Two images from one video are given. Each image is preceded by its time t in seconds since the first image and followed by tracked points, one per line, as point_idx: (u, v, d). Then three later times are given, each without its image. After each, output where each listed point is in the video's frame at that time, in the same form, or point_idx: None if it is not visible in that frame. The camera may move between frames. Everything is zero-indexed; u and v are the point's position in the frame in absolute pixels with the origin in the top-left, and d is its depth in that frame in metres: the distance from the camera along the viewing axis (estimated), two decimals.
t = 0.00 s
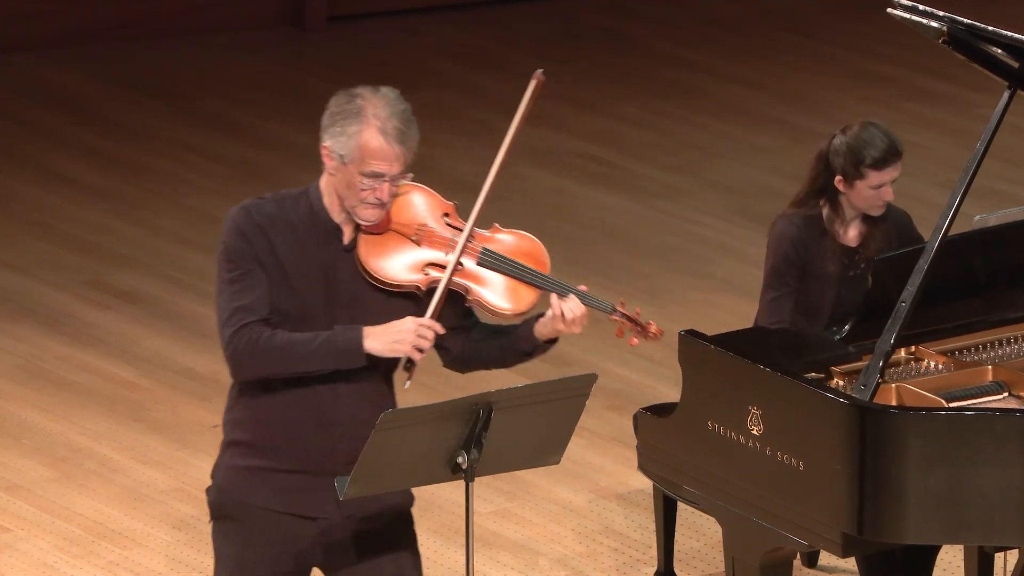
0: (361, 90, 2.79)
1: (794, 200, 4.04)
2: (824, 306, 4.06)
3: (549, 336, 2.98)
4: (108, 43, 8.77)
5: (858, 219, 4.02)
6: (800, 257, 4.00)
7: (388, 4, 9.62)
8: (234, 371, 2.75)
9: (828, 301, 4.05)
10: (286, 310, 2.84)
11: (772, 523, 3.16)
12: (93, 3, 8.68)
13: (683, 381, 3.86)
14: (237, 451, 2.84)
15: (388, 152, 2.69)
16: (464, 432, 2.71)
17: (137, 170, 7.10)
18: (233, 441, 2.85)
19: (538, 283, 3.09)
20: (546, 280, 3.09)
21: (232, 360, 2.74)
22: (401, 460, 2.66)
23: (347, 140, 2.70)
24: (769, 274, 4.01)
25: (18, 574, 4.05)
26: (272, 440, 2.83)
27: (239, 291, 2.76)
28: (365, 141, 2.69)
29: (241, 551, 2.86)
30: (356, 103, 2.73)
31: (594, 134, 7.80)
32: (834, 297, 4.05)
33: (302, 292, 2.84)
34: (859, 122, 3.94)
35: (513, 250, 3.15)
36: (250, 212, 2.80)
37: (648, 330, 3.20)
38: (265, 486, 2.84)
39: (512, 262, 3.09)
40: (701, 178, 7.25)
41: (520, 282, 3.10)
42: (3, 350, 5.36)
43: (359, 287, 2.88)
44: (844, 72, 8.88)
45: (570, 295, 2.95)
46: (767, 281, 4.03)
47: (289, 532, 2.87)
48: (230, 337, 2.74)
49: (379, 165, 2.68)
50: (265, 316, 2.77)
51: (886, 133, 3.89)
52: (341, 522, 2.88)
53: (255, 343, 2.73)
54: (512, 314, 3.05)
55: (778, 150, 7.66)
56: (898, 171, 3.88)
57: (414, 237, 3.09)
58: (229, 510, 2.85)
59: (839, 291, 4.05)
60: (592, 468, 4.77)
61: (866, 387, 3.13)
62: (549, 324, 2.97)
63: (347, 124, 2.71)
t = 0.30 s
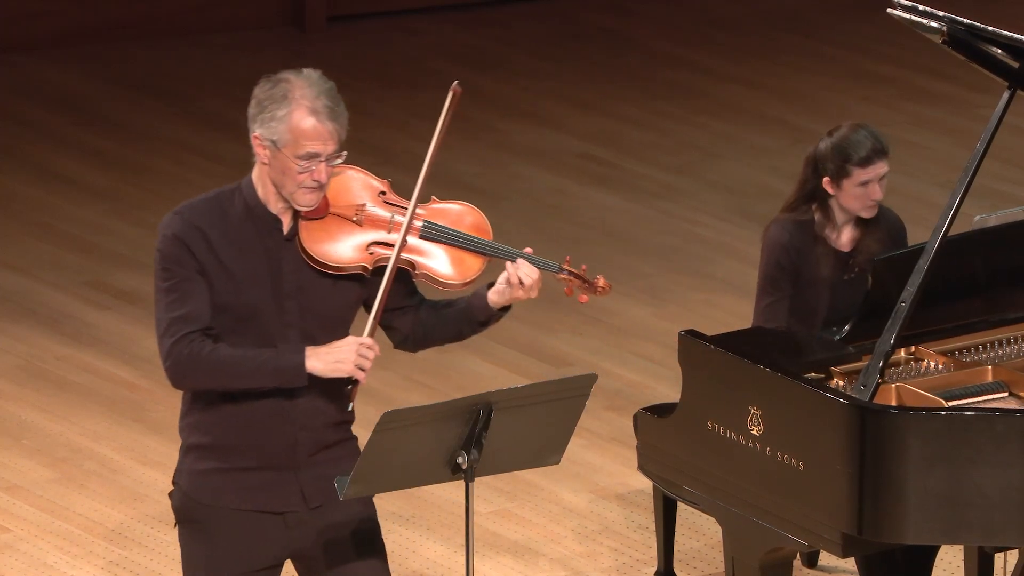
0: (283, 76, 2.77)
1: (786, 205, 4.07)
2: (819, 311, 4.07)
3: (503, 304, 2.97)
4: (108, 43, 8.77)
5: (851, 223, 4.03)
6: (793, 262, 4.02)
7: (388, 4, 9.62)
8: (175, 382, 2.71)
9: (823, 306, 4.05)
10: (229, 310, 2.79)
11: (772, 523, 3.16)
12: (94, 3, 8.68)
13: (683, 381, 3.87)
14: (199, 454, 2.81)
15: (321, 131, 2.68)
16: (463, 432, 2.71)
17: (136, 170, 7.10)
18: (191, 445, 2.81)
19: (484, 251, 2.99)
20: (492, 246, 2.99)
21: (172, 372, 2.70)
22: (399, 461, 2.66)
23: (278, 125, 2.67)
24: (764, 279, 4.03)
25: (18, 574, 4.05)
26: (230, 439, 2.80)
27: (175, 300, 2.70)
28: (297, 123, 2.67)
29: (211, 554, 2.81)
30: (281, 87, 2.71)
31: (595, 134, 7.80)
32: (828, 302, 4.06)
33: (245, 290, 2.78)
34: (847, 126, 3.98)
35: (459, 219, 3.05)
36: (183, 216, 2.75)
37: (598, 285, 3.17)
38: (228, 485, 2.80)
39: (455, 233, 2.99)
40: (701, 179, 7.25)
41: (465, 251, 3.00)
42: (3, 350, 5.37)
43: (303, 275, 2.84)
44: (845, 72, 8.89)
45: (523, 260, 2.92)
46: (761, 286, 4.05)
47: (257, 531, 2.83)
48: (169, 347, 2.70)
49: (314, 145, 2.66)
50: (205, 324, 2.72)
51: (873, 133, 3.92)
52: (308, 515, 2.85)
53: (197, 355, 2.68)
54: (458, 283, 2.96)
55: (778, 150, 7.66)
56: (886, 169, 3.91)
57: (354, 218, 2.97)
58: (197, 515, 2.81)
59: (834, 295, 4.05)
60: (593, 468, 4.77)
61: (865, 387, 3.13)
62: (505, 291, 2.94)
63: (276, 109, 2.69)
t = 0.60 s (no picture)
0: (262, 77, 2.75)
1: (768, 211, 4.06)
2: (810, 315, 4.05)
3: (487, 299, 2.95)
4: (108, 43, 8.77)
5: (835, 225, 4.03)
6: (780, 266, 4.00)
7: (387, 4, 9.62)
8: (146, 392, 2.70)
9: (812, 309, 4.03)
10: (209, 316, 2.76)
11: (772, 523, 3.16)
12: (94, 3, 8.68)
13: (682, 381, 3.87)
14: (187, 458, 2.80)
15: (302, 132, 2.66)
16: (464, 432, 2.71)
17: (136, 170, 7.10)
18: (178, 449, 2.81)
19: (466, 246, 3.00)
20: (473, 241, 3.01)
21: (144, 381, 2.68)
22: (397, 462, 2.66)
23: (258, 126, 2.66)
24: (753, 284, 4.01)
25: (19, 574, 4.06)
26: (218, 441, 2.79)
27: (151, 308, 2.69)
28: (277, 124, 2.65)
29: (199, 558, 2.79)
30: (261, 88, 2.69)
31: (595, 134, 7.80)
32: (817, 305, 4.04)
33: (225, 295, 2.76)
34: (822, 129, 3.99)
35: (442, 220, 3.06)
36: (164, 221, 2.73)
37: (579, 279, 3.12)
38: (215, 488, 2.79)
39: (436, 229, 3.00)
40: (700, 179, 7.25)
41: (447, 247, 3.01)
42: (3, 350, 5.37)
43: (285, 276, 2.81)
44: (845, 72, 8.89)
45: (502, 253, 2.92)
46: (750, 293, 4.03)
47: (246, 533, 2.82)
48: (142, 357, 2.68)
49: (294, 146, 2.65)
50: (179, 335, 2.70)
51: (850, 135, 3.93)
52: (298, 516, 2.83)
53: (168, 368, 2.67)
54: (439, 278, 2.96)
55: (778, 150, 7.66)
56: (866, 168, 3.92)
57: (336, 217, 2.96)
58: (186, 519, 2.80)
59: (823, 297, 4.04)
60: (592, 468, 4.77)
61: (865, 387, 3.13)
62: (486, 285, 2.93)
63: (256, 110, 2.68)
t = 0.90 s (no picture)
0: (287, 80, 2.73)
1: (751, 214, 4.11)
2: (798, 315, 4.09)
3: (491, 325, 2.90)
4: (108, 43, 8.77)
5: (819, 224, 4.08)
6: (768, 267, 4.04)
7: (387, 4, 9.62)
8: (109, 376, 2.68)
9: (801, 311, 4.08)
10: (203, 317, 2.72)
11: (772, 523, 3.16)
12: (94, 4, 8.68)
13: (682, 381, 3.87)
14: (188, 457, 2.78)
15: (322, 138, 2.63)
16: (464, 432, 2.71)
17: (137, 170, 7.10)
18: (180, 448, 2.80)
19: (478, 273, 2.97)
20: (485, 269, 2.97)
21: (110, 365, 2.67)
22: (397, 463, 2.66)
23: (279, 129, 2.63)
24: (743, 286, 4.03)
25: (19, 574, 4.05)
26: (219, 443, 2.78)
27: (140, 297, 2.66)
28: (299, 129, 2.62)
29: (200, 558, 2.78)
30: (285, 91, 2.66)
31: (595, 134, 7.80)
32: (806, 306, 4.08)
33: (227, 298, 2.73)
34: (799, 129, 4.05)
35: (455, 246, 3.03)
36: (179, 215, 2.73)
37: (589, 323, 3.04)
38: (217, 489, 2.77)
39: (450, 253, 2.97)
40: (700, 178, 7.25)
41: (458, 272, 2.97)
42: (2, 350, 5.37)
43: (295, 280, 2.79)
44: (845, 72, 8.89)
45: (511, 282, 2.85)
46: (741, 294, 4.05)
47: (247, 534, 2.80)
48: (115, 341, 2.66)
49: (314, 151, 2.62)
50: (158, 333, 2.68)
51: (828, 133, 3.99)
52: (300, 517, 2.81)
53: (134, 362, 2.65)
54: (448, 304, 2.93)
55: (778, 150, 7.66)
56: (844, 164, 3.98)
57: (350, 228, 2.94)
58: (187, 519, 2.79)
59: (811, 298, 4.09)
60: (592, 468, 4.77)
61: (865, 387, 3.13)
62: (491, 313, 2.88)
63: (278, 113, 2.65)
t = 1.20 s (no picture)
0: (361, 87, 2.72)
1: (733, 210, 4.09)
2: (788, 309, 4.05)
3: (536, 350, 2.89)
4: (108, 43, 8.77)
5: (803, 218, 4.06)
6: (757, 260, 3.99)
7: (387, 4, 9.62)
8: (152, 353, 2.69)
9: (792, 305, 4.04)
10: (249, 310, 2.75)
11: (772, 523, 3.16)
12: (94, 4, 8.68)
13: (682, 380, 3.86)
14: (218, 452, 2.79)
15: (388, 150, 2.62)
16: (464, 432, 2.71)
17: (137, 170, 7.10)
18: (212, 442, 2.80)
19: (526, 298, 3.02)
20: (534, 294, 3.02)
21: (154, 344, 2.68)
22: (399, 464, 2.66)
23: (347, 135, 2.63)
24: (733, 280, 3.99)
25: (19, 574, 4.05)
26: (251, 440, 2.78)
27: (193, 281, 2.69)
28: (366, 139, 2.61)
29: (223, 554, 2.79)
30: (358, 99, 2.65)
31: (595, 134, 7.80)
32: (796, 300, 4.05)
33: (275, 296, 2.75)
34: (777, 123, 4.05)
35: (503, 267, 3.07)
36: (240, 205, 2.75)
37: (632, 357, 3.10)
38: (244, 486, 2.77)
39: (502, 276, 3.03)
40: (700, 178, 7.25)
41: (507, 296, 3.04)
42: (2, 350, 5.37)
43: (342, 286, 2.80)
44: (845, 72, 8.89)
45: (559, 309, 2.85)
46: (731, 288, 4.02)
47: (272, 533, 2.80)
48: (162, 320, 2.68)
49: (378, 163, 2.61)
50: (205, 317, 2.69)
51: (806, 124, 3.99)
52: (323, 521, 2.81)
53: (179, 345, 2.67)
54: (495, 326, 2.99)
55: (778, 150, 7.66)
56: (824, 156, 3.96)
57: (405, 241, 3.03)
58: (212, 514, 2.79)
59: (801, 291, 4.05)
60: (592, 468, 4.77)
61: (866, 386, 3.12)
62: (536, 339, 2.86)
63: (348, 119, 2.64)
